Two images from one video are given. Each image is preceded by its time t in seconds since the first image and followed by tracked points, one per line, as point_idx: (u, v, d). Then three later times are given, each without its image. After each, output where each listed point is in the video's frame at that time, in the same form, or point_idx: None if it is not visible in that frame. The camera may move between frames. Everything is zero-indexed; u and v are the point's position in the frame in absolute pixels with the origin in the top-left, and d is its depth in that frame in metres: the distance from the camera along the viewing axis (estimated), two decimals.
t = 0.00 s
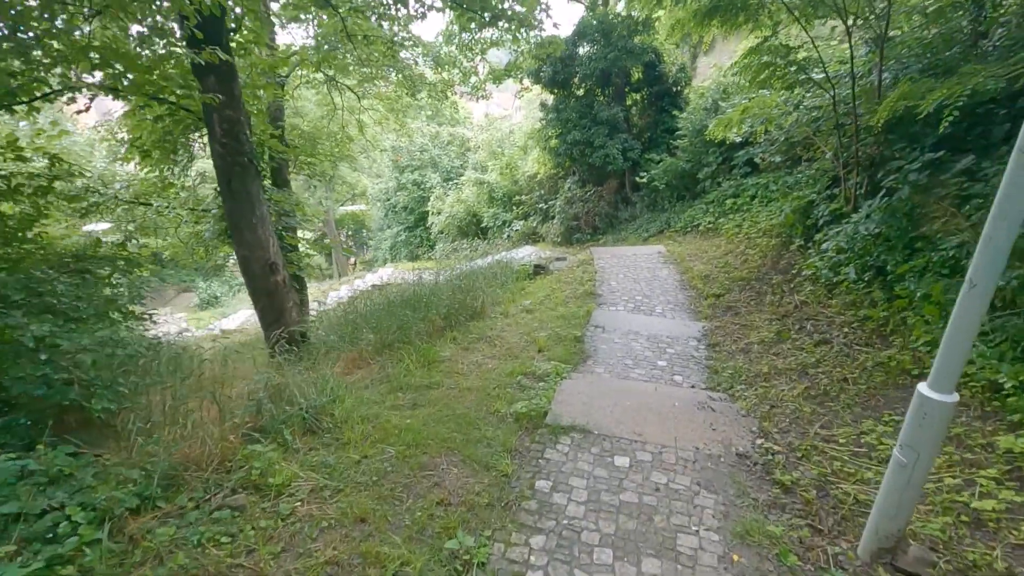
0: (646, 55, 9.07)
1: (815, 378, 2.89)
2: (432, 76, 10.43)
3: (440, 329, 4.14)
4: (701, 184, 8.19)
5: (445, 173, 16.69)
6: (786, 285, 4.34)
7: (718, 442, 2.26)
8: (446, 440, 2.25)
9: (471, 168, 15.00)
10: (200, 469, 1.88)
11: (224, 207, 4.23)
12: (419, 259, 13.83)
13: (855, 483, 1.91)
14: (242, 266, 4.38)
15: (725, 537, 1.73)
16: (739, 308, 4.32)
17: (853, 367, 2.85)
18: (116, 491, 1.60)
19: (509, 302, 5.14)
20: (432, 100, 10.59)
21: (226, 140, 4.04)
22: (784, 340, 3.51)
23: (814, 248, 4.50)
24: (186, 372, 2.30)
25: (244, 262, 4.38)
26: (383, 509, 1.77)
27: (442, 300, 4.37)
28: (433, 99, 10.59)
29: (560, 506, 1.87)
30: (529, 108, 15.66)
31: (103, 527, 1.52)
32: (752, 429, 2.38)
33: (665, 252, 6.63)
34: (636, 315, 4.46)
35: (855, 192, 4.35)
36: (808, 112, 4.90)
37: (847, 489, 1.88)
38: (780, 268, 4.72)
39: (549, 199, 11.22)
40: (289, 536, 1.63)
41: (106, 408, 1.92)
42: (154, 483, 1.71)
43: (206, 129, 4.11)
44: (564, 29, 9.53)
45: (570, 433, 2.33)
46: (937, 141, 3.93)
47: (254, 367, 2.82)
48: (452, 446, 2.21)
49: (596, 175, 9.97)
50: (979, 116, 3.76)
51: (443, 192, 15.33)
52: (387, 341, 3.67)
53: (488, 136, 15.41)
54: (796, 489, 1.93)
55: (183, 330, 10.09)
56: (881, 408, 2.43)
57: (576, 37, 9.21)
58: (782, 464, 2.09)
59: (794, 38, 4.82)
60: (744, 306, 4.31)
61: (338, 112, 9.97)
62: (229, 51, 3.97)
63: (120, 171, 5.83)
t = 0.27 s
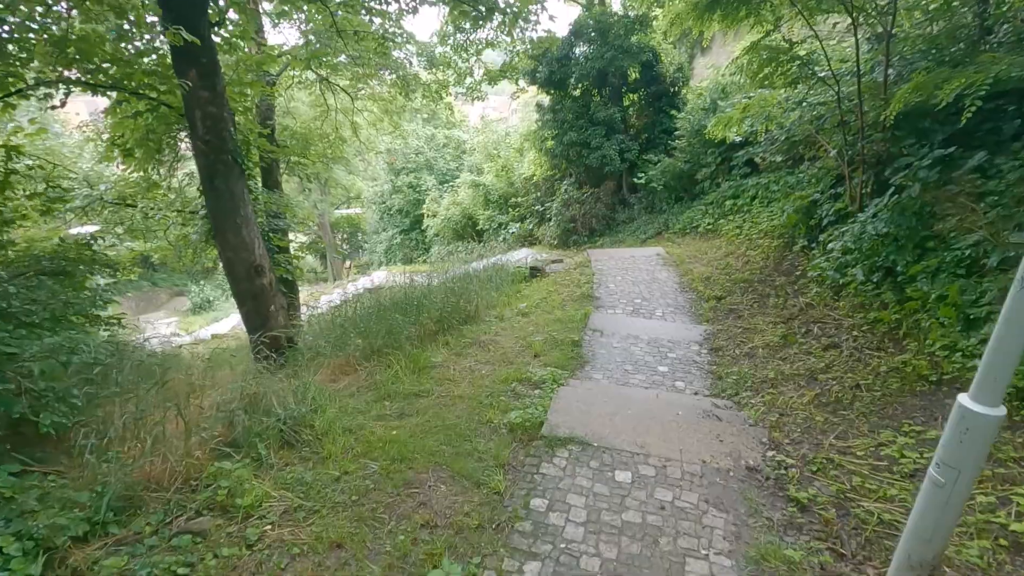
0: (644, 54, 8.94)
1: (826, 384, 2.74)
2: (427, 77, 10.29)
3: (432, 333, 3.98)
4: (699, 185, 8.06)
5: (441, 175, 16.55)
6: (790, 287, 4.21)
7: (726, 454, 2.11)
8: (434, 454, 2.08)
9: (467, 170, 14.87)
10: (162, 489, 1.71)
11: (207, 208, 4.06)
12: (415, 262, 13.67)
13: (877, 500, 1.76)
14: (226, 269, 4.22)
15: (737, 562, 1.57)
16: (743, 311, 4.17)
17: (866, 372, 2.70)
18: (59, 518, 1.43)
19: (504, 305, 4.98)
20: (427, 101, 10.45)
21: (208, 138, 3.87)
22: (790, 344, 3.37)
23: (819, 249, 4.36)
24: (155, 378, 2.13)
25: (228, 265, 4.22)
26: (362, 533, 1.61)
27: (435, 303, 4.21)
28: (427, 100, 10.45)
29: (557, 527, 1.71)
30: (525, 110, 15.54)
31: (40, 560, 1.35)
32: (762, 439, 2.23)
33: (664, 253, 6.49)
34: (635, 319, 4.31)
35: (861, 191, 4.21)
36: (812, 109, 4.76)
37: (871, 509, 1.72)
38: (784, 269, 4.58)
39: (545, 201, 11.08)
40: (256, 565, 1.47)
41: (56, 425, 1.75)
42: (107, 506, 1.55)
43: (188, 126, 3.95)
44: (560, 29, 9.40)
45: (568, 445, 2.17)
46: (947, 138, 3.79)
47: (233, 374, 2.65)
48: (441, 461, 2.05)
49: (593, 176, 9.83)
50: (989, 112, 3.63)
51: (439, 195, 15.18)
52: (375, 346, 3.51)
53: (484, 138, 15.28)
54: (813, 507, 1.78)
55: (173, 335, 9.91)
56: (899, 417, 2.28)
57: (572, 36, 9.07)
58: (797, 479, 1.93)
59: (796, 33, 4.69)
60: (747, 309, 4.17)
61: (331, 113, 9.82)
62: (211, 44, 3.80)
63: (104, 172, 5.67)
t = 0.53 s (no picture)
0: (639, 58, 8.86)
1: (833, 397, 2.62)
2: (420, 81, 10.19)
3: (424, 344, 3.85)
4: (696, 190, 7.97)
5: (436, 181, 16.44)
6: (791, 294, 4.10)
7: (733, 475, 1.99)
8: (422, 478, 1.95)
9: (462, 175, 14.76)
10: (124, 522, 1.57)
11: (190, 214, 3.93)
12: (409, 269, 13.54)
13: (896, 528, 1.64)
14: (210, 278, 4.09)
15: None
16: (744, 319, 4.06)
17: (875, 385, 2.59)
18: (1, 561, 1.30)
19: (498, 314, 4.85)
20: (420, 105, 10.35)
21: (191, 142, 3.74)
22: (794, 354, 3.25)
23: (820, 255, 4.26)
24: (124, 397, 2.00)
25: (212, 274, 4.09)
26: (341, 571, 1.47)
27: (427, 312, 4.09)
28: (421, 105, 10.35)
29: (552, 560, 1.58)
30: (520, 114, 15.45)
31: None
32: (770, 458, 2.11)
33: (661, 259, 6.38)
34: (633, 327, 4.19)
35: (863, 196, 4.12)
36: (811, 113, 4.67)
37: (891, 539, 1.60)
38: (784, 276, 4.48)
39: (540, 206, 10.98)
40: None
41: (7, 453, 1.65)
42: (58, 544, 1.41)
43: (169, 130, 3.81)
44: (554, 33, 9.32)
45: (565, 466, 2.05)
46: (950, 141, 3.71)
47: (212, 391, 2.52)
48: (430, 485, 1.92)
49: (589, 181, 9.74)
50: (994, 115, 3.54)
51: (433, 200, 15.06)
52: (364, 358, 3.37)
53: (478, 143, 15.18)
54: (827, 535, 1.66)
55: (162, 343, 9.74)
56: (913, 433, 2.16)
57: (567, 40, 8.98)
58: (809, 503, 1.81)
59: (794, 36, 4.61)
60: (748, 317, 4.06)
61: (323, 118, 9.70)
62: (192, 44, 3.67)
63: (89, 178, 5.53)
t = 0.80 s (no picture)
0: (634, 59, 8.74)
1: (843, 404, 2.47)
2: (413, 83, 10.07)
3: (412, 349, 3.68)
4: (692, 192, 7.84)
5: (430, 185, 16.32)
6: (794, 296, 3.96)
7: (739, 490, 1.82)
8: (400, 495, 1.78)
9: (457, 179, 14.63)
10: (59, 550, 1.41)
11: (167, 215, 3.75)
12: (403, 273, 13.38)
13: (921, 550, 1.48)
14: (188, 281, 3.91)
15: None
16: (744, 322, 3.92)
17: (887, 390, 2.44)
18: None
19: (490, 317, 4.69)
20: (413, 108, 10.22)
21: (167, 138, 3.57)
22: (799, 358, 3.10)
23: (823, 256, 4.12)
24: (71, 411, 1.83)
25: (191, 277, 3.91)
26: None
27: (415, 315, 3.92)
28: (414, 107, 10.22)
29: None
30: (515, 118, 15.34)
31: None
32: (778, 471, 1.95)
33: (658, 262, 6.24)
34: (630, 331, 4.03)
35: (867, 194, 3.98)
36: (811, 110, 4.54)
37: (918, 563, 1.44)
38: (786, 277, 4.33)
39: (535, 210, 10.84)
40: None
41: None
42: None
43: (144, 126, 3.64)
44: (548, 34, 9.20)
45: (556, 481, 1.88)
46: (956, 137, 3.58)
47: (178, 401, 2.35)
48: (408, 503, 1.75)
49: (584, 184, 9.62)
50: (1002, 109, 3.41)
51: (428, 205, 14.92)
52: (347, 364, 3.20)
53: (473, 147, 15.05)
54: (846, 559, 1.50)
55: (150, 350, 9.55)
56: (932, 443, 2.01)
57: (561, 41, 8.87)
58: (822, 522, 1.65)
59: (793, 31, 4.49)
60: (748, 320, 3.91)
61: (315, 121, 9.57)
62: (169, 35, 3.51)
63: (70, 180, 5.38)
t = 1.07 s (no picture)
0: (632, 61, 8.65)
1: (853, 417, 2.35)
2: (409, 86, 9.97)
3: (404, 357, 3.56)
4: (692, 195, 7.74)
5: (427, 188, 16.22)
6: (798, 302, 3.84)
7: (747, 514, 1.70)
8: (382, 521, 1.66)
9: (454, 183, 14.53)
10: None
11: (150, 219, 3.63)
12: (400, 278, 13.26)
13: None
14: (173, 288, 3.78)
15: None
16: (747, 329, 3.80)
17: (900, 403, 2.32)
18: None
19: (485, 324, 4.57)
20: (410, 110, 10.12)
21: (150, 140, 3.45)
22: (805, 367, 2.98)
23: (827, 261, 4.01)
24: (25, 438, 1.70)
25: (175, 284, 3.78)
26: None
27: (408, 322, 3.80)
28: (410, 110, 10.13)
29: None
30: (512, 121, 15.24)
31: None
32: (789, 492, 1.83)
33: (657, 266, 6.13)
34: (629, 339, 3.91)
35: (872, 197, 3.87)
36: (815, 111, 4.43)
37: None
38: (789, 282, 4.22)
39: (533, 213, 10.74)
40: None
41: None
42: None
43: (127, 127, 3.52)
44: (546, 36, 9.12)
45: (551, 505, 1.75)
46: (964, 139, 3.47)
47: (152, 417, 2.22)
48: (392, 530, 1.62)
49: (582, 187, 9.51)
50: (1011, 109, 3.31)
51: (425, 208, 14.80)
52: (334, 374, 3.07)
53: (471, 150, 14.95)
54: None
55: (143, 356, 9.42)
56: (951, 462, 1.89)
57: (558, 43, 8.78)
58: (838, 551, 1.53)
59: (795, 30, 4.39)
60: (751, 328, 3.80)
61: (310, 124, 9.47)
62: (152, 32, 3.39)
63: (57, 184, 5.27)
